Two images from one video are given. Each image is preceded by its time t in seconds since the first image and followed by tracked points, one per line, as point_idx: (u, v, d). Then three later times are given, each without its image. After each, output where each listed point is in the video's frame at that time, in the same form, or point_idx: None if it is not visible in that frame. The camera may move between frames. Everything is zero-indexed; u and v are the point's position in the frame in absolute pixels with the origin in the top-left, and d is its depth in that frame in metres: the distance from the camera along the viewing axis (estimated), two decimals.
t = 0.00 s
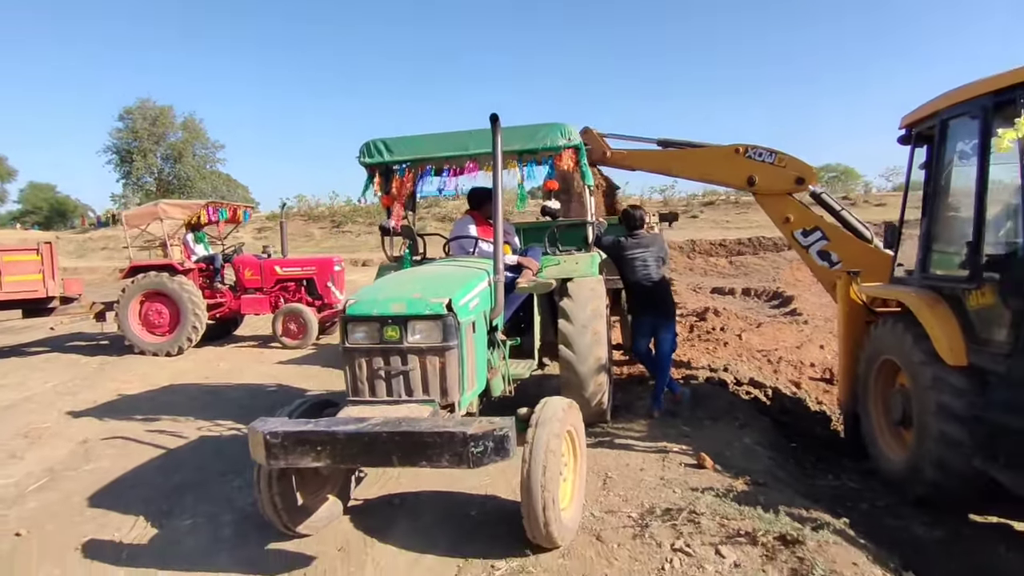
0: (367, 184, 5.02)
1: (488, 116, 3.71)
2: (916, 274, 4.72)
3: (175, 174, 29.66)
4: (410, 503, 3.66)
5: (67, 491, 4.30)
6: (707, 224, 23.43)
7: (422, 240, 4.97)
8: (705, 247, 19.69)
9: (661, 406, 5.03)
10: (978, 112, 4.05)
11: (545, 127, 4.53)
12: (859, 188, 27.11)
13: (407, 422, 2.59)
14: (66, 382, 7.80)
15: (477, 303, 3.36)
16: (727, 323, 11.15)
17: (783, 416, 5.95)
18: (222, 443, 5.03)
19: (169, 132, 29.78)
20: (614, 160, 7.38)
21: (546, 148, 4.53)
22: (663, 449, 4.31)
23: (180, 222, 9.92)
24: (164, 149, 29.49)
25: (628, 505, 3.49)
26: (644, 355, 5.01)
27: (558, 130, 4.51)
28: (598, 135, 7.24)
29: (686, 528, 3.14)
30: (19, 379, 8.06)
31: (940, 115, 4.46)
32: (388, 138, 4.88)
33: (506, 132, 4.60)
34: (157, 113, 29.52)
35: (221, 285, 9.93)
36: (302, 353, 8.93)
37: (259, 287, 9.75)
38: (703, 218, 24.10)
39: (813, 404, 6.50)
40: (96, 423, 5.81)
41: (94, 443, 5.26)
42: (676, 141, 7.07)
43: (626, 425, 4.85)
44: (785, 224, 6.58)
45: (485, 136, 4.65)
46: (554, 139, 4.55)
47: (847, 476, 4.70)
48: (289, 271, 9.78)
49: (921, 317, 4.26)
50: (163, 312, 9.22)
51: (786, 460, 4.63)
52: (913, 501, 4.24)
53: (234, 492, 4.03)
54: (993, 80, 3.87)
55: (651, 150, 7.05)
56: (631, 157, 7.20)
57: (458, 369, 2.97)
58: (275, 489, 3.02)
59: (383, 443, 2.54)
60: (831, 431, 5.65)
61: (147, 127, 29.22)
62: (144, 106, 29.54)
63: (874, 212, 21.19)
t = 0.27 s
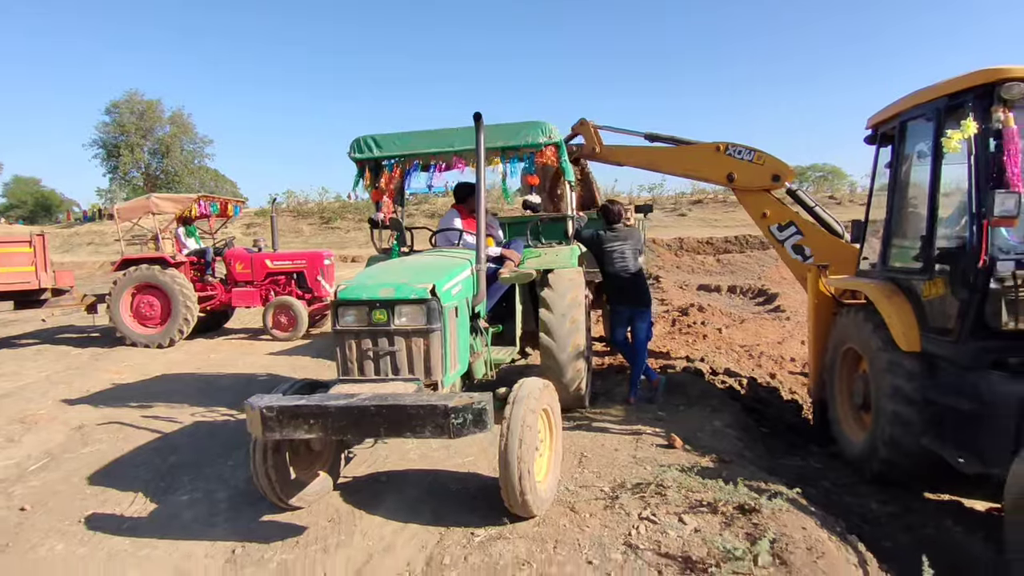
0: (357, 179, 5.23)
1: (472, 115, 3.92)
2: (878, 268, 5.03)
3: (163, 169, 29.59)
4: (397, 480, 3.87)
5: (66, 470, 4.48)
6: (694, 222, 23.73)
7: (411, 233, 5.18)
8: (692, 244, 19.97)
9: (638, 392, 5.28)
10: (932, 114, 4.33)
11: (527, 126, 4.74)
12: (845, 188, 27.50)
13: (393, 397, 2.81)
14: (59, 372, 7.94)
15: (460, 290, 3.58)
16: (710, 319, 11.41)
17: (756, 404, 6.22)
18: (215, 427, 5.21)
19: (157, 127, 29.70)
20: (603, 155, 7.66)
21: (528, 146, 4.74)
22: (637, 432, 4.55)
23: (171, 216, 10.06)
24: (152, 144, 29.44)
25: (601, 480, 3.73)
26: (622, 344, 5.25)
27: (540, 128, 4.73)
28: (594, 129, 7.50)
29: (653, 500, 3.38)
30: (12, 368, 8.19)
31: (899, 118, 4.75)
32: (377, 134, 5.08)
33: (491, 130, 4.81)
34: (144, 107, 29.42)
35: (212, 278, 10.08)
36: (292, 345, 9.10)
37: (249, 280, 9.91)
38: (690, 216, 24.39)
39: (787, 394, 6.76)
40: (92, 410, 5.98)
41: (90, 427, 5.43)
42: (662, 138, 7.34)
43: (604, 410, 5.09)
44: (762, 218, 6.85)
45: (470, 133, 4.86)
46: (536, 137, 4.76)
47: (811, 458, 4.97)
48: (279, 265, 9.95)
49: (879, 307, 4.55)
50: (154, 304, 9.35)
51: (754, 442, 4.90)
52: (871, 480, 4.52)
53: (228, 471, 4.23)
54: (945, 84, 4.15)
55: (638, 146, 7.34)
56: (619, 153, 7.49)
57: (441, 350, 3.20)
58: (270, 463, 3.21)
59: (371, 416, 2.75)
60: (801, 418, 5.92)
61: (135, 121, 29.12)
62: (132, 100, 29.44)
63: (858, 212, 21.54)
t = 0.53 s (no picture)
0: (355, 185, 5.47)
1: (466, 125, 4.15)
2: (851, 268, 5.31)
3: (156, 171, 29.66)
4: (396, 471, 4.09)
5: (78, 464, 4.67)
6: (686, 223, 23.99)
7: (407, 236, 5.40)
8: (684, 245, 20.22)
9: (625, 387, 5.52)
10: (899, 122, 4.63)
11: (517, 135, 5.00)
12: (835, 189, 27.83)
13: (394, 388, 3.03)
14: (61, 372, 8.11)
15: (456, 290, 3.81)
16: (700, 319, 11.66)
17: (741, 400, 6.46)
18: (217, 422, 5.40)
19: (149, 129, 29.73)
20: (596, 160, 7.91)
21: (519, 153, 4.99)
22: (624, 425, 4.78)
23: (170, 219, 10.23)
24: (144, 146, 29.50)
25: (589, 468, 3.96)
26: (609, 341, 5.49)
27: (530, 137, 4.98)
28: (591, 134, 7.73)
29: (637, 485, 3.61)
30: (15, 370, 8.34)
31: (869, 126, 5.04)
32: (375, 142, 5.34)
33: (483, 138, 5.06)
34: (137, 110, 29.47)
35: (211, 280, 10.25)
36: (290, 346, 9.29)
37: (247, 282, 10.11)
38: (682, 218, 24.65)
39: (770, 390, 7.01)
40: (98, 408, 6.16)
41: (97, 424, 5.61)
42: (652, 143, 7.59)
43: (593, 405, 5.32)
44: (746, 221, 7.11)
45: (463, 141, 5.09)
46: (526, 145, 5.02)
47: (790, 449, 5.21)
48: (276, 267, 10.14)
49: (852, 305, 4.82)
50: (154, 306, 9.51)
51: (736, 433, 5.15)
52: (845, 469, 4.78)
53: (234, 463, 4.43)
54: (910, 95, 4.45)
55: (629, 152, 7.59)
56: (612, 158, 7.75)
57: (438, 345, 3.42)
58: (276, 452, 3.43)
59: (373, 406, 2.98)
60: (782, 412, 6.16)
61: (127, 124, 29.15)
62: (123, 102, 29.46)
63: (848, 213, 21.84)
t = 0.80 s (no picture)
0: (358, 192, 5.71)
1: (463, 135, 4.40)
2: (832, 268, 5.58)
3: (151, 178, 29.84)
4: (400, 463, 4.31)
5: (95, 459, 4.88)
6: (679, 227, 24.28)
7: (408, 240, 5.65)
8: (678, 249, 20.50)
9: (618, 384, 5.76)
10: (874, 129, 4.90)
11: (513, 143, 5.25)
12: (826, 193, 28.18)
13: (401, 381, 3.27)
14: (68, 376, 8.30)
15: (456, 290, 4.06)
16: (692, 320, 11.91)
17: (729, 396, 6.71)
18: (226, 420, 5.61)
19: (144, 136, 29.89)
20: (591, 167, 8.19)
21: (515, 160, 5.24)
22: (616, 418, 5.02)
23: (172, 226, 10.44)
24: (139, 153, 29.64)
25: (583, 457, 4.19)
26: (602, 340, 5.74)
27: (525, 145, 5.23)
28: (587, 141, 8.01)
29: (628, 472, 3.85)
30: (22, 373, 8.53)
31: (846, 133, 5.32)
32: (377, 151, 5.58)
33: (480, 146, 5.30)
34: (132, 116, 29.60)
35: (212, 285, 10.45)
36: (292, 348, 9.49)
37: (248, 287, 10.32)
38: (676, 221, 24.94)
39: (758, 387, 7.27)
40: (108, 409, 6.36)
41: (109, 423, 5.81)
42: (645, 150, 7.87)
43: (587, 401, 5.56)
44: (734, 224, 7.38)
45: (461, 150, 5.34)
46: (521, 152, 5.26)
47: (776, 442, 5.45)
48: (277, 272, 10.35)
49: (832, 303, 5.08)
50: (157, 311, 9.69)
51: (723, 427, 5.39)
52: (826, 458, 5.04)
53: (245, 457, 4.65)
54: (883, 104, 4.72)
55: (623, 158, 7.88)
56: (606, 164, 8.03)
57: (440, 341, 3.68)
58: (290, 443, 3.67)
59: (381, 398, 3.21)
60: (769, 407, 6.42)
61: (122, 131, 29.29)
62: (118, 109, 29.61)
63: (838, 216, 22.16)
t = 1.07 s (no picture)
0: (358, 196, 5.90)
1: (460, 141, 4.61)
2: (815, 265, 5.80)
3: (147, 182, 29.94)
4: (401, 455, 4.50)
5: (106, 456, 5.05)
6: (673, 227, 24.50)
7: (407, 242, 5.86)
8: (673, 249, 20.68)
9: (610, 379, 5.97)
10: (852, 132, 5.10)
11: (507, 147, 5.46)
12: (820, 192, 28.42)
13: (403, 374, 3.50)
14: (73, 377, 8.45)
15: (454, 289, 4.27)
16: (686, 319, 12.11)
17: (719, 391, 6.91)
18: (232, 418, 5.79)
19: (140, 141, 29.99)
20: (586, 169, 8.40)
21: (509, 164, 5.46)
22: (608, 412, 5.22)
23: (173, 229, 10.60)
24: (135, 157, 29.76)
25: (576, 449, 4.39)
26: (594, 337, 5.94)
27: (518, 150, 5.44)
28: (582, 145, 8.22)
29: (618, 461, 4.05)
30: (27, 376, 8.68)
31: (827, 136, 5.54)
32: (376, 156, 5.78)
33: (475, 151, 5.51)
34: (126, 121, 29.69)
35: (212, 288, 10.61)
36: (292, 349, 9.66)
37: (248, 289, 10.49)
38: (670, 222, 25.16)
39: (748, 383, 7.47)
40: (115, 408, 6.52)
41: (117, 422, 5.97)
42: (637, 153, 8.07)
43: (581, 396, 5.75)
44: (723, 224, 7.58)
45: (457, 155, 5.54)
46: (515, 156, 5.48)
47: (763, 434, 5.65)
48: (276, 274, 10.52)
49: (814, 299, 5.28)
50: (159, 313, 9.83)
51: (711, 419, 5.59)
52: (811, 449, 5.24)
53: (252, 452, 4.83)
54: (860, 108, 4.92)
55: (616, 161, 8.08)
56: (601, 167, 8.23)
57: (439, 337, 3.89)
58: (297, 435, 3.87)
59: (385, 389, 3.44)
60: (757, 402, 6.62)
61: (117, 135, 29.39)
62: (113, 114, 29.70)
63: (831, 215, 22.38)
